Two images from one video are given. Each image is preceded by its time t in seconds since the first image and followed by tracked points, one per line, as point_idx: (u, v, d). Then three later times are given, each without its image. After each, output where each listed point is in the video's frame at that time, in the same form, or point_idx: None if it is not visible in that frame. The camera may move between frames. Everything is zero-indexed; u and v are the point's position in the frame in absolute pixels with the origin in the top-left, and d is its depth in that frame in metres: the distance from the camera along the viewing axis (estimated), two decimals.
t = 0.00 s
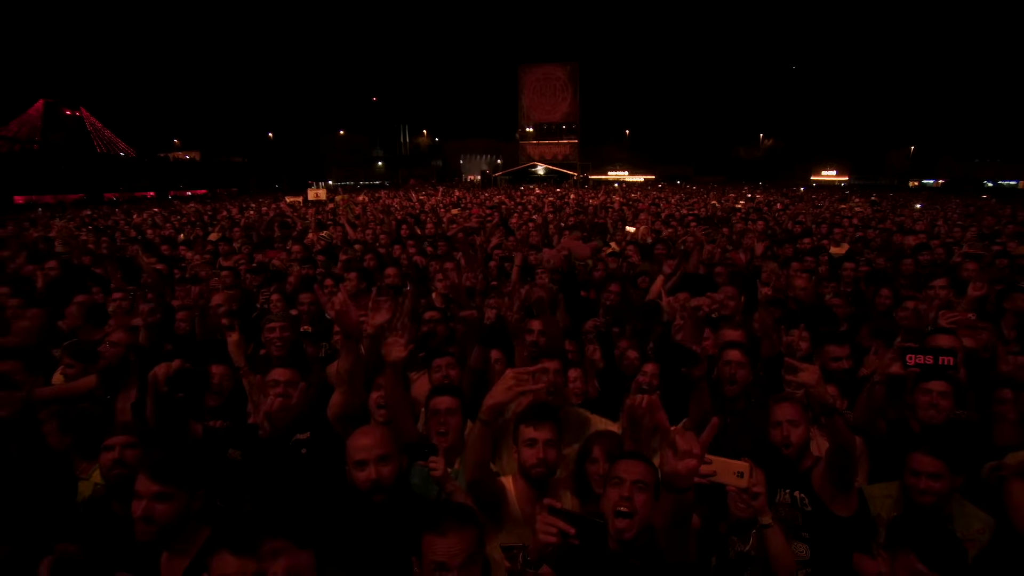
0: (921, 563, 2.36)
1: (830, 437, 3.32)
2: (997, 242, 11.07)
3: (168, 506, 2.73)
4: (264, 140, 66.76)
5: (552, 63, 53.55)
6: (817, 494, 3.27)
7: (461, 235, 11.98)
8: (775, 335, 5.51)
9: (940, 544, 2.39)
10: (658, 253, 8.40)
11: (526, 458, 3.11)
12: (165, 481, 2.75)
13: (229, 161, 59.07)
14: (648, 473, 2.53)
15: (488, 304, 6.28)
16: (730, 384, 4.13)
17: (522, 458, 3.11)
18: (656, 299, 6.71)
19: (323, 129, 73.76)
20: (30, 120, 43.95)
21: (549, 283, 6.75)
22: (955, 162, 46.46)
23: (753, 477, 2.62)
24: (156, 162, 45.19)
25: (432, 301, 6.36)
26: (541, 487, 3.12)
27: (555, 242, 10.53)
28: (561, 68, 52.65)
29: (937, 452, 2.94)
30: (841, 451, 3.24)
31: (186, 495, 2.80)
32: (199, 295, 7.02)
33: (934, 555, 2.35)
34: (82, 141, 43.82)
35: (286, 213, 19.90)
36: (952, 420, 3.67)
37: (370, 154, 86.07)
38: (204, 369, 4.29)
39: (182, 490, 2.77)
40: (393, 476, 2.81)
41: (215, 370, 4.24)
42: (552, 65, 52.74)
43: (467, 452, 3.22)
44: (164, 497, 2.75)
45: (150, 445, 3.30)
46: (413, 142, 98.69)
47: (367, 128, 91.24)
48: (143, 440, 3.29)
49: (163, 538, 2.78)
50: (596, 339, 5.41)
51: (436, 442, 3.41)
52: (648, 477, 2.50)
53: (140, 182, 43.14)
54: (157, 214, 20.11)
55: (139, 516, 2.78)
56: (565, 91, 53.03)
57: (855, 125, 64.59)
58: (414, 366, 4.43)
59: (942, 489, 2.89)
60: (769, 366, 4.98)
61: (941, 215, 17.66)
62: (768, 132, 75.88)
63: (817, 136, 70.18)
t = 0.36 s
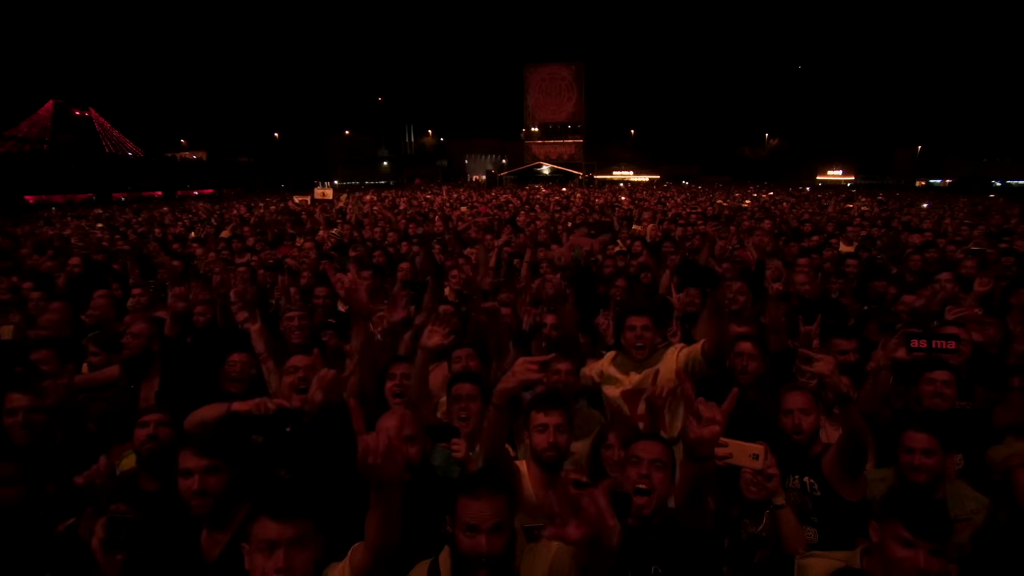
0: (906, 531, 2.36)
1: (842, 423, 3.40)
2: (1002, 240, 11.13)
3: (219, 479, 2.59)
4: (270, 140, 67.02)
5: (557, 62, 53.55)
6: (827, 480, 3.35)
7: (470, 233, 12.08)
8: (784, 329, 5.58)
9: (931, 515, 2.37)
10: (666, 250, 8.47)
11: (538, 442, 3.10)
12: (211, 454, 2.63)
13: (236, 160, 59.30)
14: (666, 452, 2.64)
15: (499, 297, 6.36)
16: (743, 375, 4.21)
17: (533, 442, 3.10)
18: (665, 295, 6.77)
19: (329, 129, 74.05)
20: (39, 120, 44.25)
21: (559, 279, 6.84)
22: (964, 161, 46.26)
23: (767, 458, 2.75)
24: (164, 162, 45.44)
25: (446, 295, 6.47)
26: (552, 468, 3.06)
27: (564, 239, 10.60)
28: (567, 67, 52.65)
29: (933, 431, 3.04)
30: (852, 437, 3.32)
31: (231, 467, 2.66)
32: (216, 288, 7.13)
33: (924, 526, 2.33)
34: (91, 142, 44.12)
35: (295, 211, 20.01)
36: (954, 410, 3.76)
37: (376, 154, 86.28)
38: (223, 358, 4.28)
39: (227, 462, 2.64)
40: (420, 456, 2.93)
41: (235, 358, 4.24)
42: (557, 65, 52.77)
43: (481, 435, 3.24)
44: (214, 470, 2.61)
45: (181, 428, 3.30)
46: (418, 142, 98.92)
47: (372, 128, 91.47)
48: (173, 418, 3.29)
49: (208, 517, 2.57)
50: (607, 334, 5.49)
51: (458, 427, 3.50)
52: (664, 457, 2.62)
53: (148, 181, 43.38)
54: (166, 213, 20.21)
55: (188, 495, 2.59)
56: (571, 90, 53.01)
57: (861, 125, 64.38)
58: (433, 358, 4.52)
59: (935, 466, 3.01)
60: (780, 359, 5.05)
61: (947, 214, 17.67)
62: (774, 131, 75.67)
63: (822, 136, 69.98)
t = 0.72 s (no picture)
0: (903, 507, 2.48)
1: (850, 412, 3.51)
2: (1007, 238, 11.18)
3: (251, 454, 2.70)
4: (276, 140, 67.35)
5: (562, 62, 53.60)
6: (835, 467, 3.44)
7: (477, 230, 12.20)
8: (792, 322, 5.68)
9: (927, 494, 2.50)
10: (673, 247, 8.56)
11: (553, 428, 3.15)
12: (243, 431, 2.73)
13: (242, 160, 59.58)
14: (679, 435, 2.76)
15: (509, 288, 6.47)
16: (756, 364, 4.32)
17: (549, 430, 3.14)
18: (674, 290, 6.86)
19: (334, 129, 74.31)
20: (49, 120, 44.68)
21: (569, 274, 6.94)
22: (970, 161, 46.07)
23: (778, 442, 2.84)
24: (171, 162, 45.73)
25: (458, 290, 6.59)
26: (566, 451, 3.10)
27: (571, 236, 10.69)
28: (571, 67, 52.69)
29: (955, 416, 3.15)
30: (858, 425, 3.42)
31: (263, 442, 2.77)
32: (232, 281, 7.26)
33: (919, 503, 2.47)
34: (99, 142, 44.48)
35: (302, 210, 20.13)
36: (959, 401, 3.86)
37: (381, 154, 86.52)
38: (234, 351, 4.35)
39: (259, 438, 2.74)
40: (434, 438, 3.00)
41: (245, 352, 4.29)
42: (562, 65, 52.84)
43: (498, 415, 3.34)
44: (245, 446, 2.71)
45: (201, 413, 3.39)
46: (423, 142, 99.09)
47: (378, 127, 91.76)
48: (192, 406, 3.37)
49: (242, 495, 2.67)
50: (618, 326, 5.60)
51: (474, 406, 3.66)
52: (680, 440, 2.74)
53: (155, 181, 43.66)
54: (175, 211, 20.34)
55: (222, 471, 2.69)
56: (575, 89, 53.05)
57: (867, 124, 64.20)
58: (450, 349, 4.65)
59: (956, 449, 3.10)
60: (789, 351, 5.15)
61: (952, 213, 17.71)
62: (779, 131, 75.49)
63: (828, 135, 69.77)
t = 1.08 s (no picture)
0: (928, 492, 2.57)
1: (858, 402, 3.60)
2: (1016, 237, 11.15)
3: (279, 435, 2.79)
4: (282, 140, 67.62)
5: (567, 62, 53.57)
6: (841, 457, 3.53)
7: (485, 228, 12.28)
8: (800, 318, 5.74)
9: (951, 480, 2.59)
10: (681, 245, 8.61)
11: (568, 417, 3.18)
12: (269, 413, 2.81)
13: (248, 160, 59.84)
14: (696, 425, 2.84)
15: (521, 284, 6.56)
16: (770, 357, 4.39)
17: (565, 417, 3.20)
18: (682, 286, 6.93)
19: (339, 129, 74.53)
20: (58, 120, 45.03)
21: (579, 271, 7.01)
22: (979, 160, 45.76)
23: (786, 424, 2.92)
24: (178, 162, 46.00)
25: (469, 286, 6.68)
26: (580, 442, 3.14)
27: (579, 234, 10.76)
28: (577, 66, 52.64)
29: (983, 408, 3.18)
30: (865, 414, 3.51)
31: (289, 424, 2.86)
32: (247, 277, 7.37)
33: (943, 488, 2.56)
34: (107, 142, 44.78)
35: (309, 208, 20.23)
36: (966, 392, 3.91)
37: (386, 154, 86.73)
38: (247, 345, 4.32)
39: (285, 420, 2.83)
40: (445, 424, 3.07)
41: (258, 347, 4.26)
42: (567, 65, 52.81)
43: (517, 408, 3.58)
44: (273, 428, 2.80)
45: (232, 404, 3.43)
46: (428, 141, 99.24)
47: (383, 127, 91.94)
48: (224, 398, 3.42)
49: (274, 480, 2.75)
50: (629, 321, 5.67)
51: (490, 397, 3.74)
52: (695, 430, 2.82)
53: (163, 180, 43.92)
54: (184, 210, 20.46)
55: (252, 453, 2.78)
56: (581, 89, 52.99)
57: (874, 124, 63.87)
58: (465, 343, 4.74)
59: (982, 439, 3.15)
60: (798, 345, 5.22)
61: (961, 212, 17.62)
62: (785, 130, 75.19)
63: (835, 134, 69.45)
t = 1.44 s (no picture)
0: (948, 479, 2.67)
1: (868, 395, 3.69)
2: None
3: (307, 422, 2.93)
4: (288, 140, 67.98)
5: (572, 61, 53.58)
6: (849, 447, 3.62)
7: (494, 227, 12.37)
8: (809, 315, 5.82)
9: (969, 467, 2.69)
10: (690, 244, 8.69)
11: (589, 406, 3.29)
12: (296, 400, 2.95)
13: (255, 159, 60.21)
14: (716, 416, 2.95)
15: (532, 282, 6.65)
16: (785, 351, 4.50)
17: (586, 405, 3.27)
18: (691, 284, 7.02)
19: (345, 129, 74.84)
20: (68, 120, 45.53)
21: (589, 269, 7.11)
22: (987, 160, 45.45)
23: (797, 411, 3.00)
24: (186, 161, 46.37)
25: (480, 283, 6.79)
26: (601, 433, 3.26)
27: (587, 233, 10.85)
28: (582, 66, 52.64)
29: (1004, 401, 3.26)
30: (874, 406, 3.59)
31: (315, 411, 3.00)
32: (264, 272, 7.55)
33: (962, 474, 2.66)
34: (116, 142, 45.20)
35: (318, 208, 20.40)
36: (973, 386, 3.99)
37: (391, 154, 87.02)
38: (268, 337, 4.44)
39: (311, 406, 2.97)
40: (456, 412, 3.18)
41: (281, 338, 4.39)
42: (573, 64, 52.82)
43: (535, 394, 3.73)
44: (301, 415, 2.94)
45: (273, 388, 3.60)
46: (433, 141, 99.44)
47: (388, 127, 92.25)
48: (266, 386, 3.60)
49: (303, 466, 2.87)
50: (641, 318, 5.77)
51: (507, 389, 3.81)
52: (715, 422, 2.94)
53: (171, 180, 44.31)
54: (194, 209, 20.68)
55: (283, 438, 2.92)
56: (586, 89, 52.99)
57: (881, 123, 63.55)
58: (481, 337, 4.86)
59: (1003, 432, 3.23)
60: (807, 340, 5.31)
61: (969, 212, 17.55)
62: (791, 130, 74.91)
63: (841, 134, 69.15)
